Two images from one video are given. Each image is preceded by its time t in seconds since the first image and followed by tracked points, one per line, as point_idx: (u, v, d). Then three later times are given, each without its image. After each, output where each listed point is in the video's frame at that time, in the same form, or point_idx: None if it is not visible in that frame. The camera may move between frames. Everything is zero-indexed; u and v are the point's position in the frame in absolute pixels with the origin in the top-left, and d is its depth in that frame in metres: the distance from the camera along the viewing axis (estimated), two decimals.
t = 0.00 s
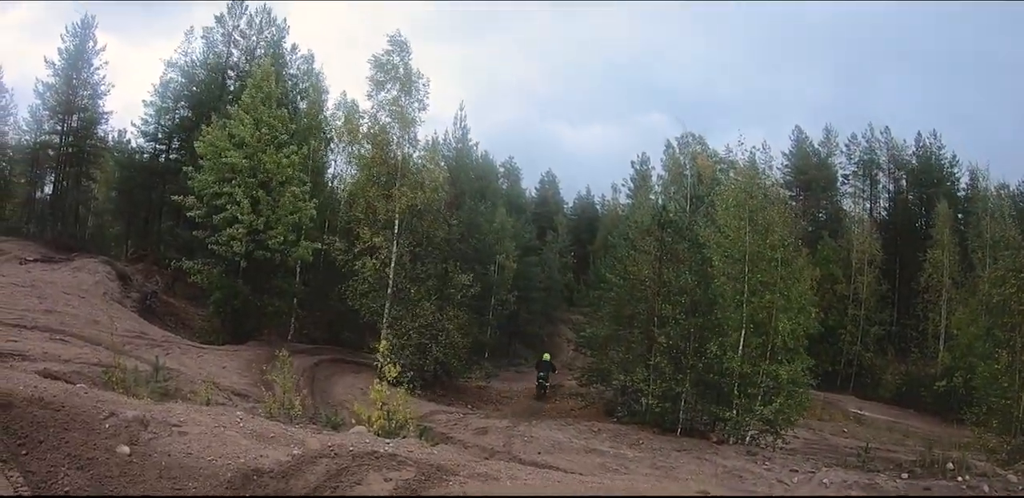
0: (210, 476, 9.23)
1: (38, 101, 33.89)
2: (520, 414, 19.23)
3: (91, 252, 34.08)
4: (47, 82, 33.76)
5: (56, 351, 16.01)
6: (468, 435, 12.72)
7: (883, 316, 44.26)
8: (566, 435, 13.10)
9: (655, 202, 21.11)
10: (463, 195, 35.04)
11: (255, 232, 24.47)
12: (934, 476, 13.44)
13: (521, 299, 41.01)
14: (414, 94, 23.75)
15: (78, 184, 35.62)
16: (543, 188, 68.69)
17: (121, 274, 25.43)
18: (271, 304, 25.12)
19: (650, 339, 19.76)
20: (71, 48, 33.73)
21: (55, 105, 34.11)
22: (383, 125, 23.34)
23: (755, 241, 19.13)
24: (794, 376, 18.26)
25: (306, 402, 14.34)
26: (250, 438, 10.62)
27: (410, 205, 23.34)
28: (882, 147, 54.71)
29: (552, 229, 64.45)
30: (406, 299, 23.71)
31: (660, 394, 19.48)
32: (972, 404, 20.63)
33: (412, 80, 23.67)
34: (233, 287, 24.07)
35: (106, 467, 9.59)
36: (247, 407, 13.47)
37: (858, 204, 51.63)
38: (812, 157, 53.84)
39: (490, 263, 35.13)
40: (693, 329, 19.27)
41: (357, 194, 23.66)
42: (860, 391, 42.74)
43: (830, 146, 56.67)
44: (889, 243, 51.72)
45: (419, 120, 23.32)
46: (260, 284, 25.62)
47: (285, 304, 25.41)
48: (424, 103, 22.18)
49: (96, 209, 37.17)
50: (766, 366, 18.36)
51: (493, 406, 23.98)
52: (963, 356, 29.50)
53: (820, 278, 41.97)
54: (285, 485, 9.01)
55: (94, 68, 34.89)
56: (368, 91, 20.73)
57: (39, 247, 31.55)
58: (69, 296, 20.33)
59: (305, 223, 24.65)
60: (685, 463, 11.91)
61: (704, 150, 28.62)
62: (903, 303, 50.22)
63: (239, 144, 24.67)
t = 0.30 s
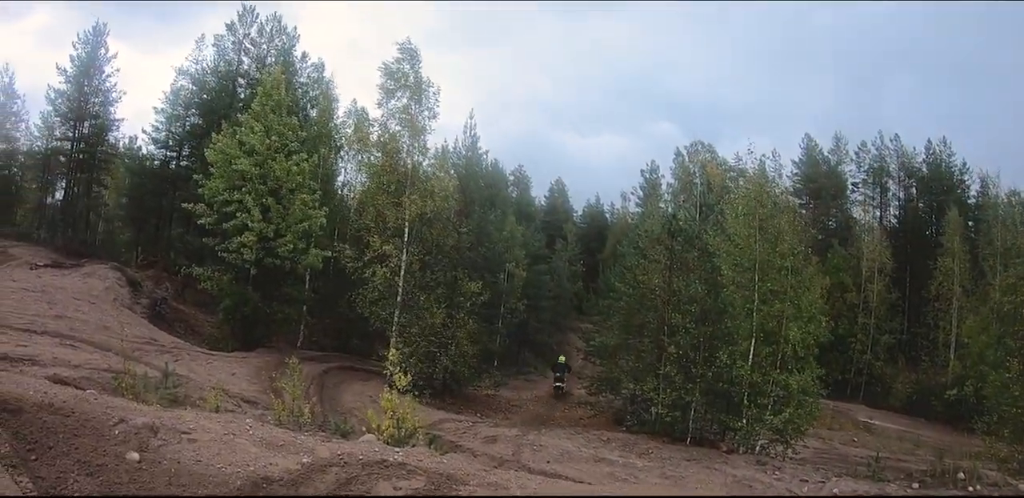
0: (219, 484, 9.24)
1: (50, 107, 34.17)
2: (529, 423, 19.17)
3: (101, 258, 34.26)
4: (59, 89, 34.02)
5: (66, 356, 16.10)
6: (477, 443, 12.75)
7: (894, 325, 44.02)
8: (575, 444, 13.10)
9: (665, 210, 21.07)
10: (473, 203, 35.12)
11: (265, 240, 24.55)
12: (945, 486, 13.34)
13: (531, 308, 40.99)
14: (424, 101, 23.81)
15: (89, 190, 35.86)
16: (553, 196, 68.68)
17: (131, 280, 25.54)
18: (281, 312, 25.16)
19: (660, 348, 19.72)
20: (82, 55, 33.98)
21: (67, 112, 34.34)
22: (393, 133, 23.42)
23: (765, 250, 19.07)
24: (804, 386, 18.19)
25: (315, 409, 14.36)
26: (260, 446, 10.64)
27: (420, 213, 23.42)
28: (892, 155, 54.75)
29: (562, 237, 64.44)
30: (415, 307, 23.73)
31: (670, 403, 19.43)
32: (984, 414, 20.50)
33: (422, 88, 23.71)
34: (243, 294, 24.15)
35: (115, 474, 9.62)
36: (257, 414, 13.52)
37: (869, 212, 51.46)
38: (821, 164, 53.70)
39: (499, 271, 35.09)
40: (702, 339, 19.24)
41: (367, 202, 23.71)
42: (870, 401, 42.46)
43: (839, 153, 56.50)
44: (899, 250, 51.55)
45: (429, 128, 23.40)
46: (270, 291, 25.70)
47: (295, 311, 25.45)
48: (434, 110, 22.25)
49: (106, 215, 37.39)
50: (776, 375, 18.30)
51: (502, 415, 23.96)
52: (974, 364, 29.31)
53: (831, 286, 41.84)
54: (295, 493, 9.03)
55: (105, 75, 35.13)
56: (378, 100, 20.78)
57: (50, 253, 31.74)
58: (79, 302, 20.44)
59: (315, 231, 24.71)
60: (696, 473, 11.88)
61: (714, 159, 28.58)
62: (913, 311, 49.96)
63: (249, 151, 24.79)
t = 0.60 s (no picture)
0: (231, 489, 9.27)
1: (64, 113, 34.46)
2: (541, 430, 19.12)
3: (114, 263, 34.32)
4: (73, 95, 34.28)
5: (81, 361, 16.20)
6: (489, 450, 12.77)
7: (908, 331, 43.73)
8: (588, 451, 13.10)
9: (677, 216, 21.07)
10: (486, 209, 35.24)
11: (278, 246, 24.66)
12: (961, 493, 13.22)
13: (544, 314, 40.97)
14: (437, 107, 23.92)
15: (103, 196, 35.79)
16: (565, 202, 68.79)
17: (144, 285, 25.67)
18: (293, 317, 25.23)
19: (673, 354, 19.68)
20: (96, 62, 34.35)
21: (81, 118, 34.55)
22: (406, 139, 23.56)
23: (778, 256, 19.05)
24: (818, 392, 18.05)
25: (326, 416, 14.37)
26: (272, 452, 10.69)
27: (433, 219, 23.54)
28: (905, 160, 54.73)
29: (574, 244, 64.48)
30: (426, 312, 23.75)
31: (684, 410, 19.34)
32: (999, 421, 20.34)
33: (435, 94, 23.86)
34: (256, 299, 24.24)
35: (128, 479, 9.66)
36: (270, 420, 13.55)
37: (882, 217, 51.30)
38: (834, 170, 53.50)
39: (511, 276, 35.12)
40: (715, 346, 19.16)
41: (380, 208, 23.90)
42: (883, 407, 42.14)
43: (852, 158, 56.29)
44: (913, 255, 51.39)
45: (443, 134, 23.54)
46: (283, 296, 25.79)
47: (308, 316, 25.52)
48: (448, 117, 22.35)
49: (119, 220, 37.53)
50: (790, 382, 18.21)
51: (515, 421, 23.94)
52: (988, 370, 29.11)
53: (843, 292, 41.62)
54: None
55: (119, 82, 35.41)
56: (391, 106, 20.89)
57: (64, 258, 31.96)
58: (93, 306, 20.58)
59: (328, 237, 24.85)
60: (709, 480, 11.84)
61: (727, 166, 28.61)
62: (927, 316, 49.68)
63: (263, 158, 24.93)
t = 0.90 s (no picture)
0: (247, 492, 9.30)
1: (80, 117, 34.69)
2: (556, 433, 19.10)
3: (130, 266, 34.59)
4: (88, 100, 34.52)
5: (97, 363, 16.32)
6: (502, 453, 12.82)
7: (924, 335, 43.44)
8: (602, 455, 13.09)
9: (692, 220, 21.04)
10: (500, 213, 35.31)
11: (293, 249, 24.76)
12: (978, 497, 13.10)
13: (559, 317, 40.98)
14: (452, 111, 23.96)
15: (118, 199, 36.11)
16: (579, 205, 68.74)
17: (160, 288, 25.84)
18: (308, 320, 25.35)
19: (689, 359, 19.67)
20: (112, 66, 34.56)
21: (96, 122, 34.81)
22: (421, 143, 23.65)
23: (794, 259, 18.98)
24: (835, 397, 17.80)
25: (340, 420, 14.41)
26: (287, 455, 10.73)
27: (447, 223, 23.62)
28: (920, 162, 54.52)
29: (589, 248, 64.45)
30: (440, 315, 23.79)
31: (699, 415, 19.31)
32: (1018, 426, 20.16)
33: (450, 97, 23.91)
34: (270, 303, 24.35)
35: (144, 481, 9.71)
36: (285, 423, 13.61)
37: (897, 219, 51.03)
38: (849, 172, 53.18)
39: (525, 280, 35.15)
40: (730, 350, 19.10)
41: (394, 212, 24.01)
42: (898, 411, 41.86)
43: (867, 161, 55.95)
44: (929, 258, 51.11)
45: (457, 137, 23.62)
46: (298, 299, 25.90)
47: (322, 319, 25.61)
48: (462, 120, 22.39)
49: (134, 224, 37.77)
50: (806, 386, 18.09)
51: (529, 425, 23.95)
52: (1006, 373, 28.84)
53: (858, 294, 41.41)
54: None
55: (134, 86, 35.62)
56: (406, 110, 20.94)
57: (81, 261, 32.22)
58: (108, 309, 20.74)
59: (342, 241, 24.97)
60: (724, 484, 11.81)
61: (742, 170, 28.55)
62: (943, 319, 49.35)
63: (278, 162, 25.02)
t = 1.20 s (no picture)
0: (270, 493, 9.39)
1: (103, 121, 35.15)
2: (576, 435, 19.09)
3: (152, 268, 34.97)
4: (111, 103, 34.99)
5: (121, 364, 16.53)
6: (524, 454, 12.86)
7: (946, 337, 42.95)
8: (623, 457, 13.07)
9: (713, 220, 20.96)
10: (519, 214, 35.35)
11: (314, 251, 24.91)
12: None
13: (579, 318, 40.94)
14: (471, 112, 24.01)
15: (140, 202, 36.33)
16: (598, 206, 68.69)
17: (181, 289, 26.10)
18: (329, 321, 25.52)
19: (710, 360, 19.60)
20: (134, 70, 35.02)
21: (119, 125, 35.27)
22: (440, 144, 23.72)
23: (815, 260, 18.88)
24: (857, 398, 17.79)
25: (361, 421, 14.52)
26: (309, 456, 10.83)
27: (468, 225, 23.70)
28: (943, 161, 53.94)
29: (608, 249, 64.39)
30: (459, 316, 23.86)
31: (721, 417, 19.24)
32: None
33: (469, 98, 23.98)
34: (291, 304, 24.54)
35: (167, 481, 9.83)
36: (308, 424, 13.71)
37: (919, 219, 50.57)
38: (870, 172, 52.72)
39: (544, 281, 35.15)
40: (751, 352, 19.04)
41: (414, 213, 24.11)
42: (920, 413, 41.41)
43: (888, 160, 55.43)
44: (952, 259, 50.56)
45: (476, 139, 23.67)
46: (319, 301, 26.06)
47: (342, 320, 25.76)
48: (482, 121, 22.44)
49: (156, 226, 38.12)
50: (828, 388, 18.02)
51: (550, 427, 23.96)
52: None
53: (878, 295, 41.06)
54: None
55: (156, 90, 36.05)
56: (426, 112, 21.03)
57: (105, 262, 32.60)
58: (130, 310, 20.99)
59: (363, 243, 25.14)
60: (746, 487, 11.76)
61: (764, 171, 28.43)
62: (966, 320, 48.79)
63: (298, 164, 25.16)
